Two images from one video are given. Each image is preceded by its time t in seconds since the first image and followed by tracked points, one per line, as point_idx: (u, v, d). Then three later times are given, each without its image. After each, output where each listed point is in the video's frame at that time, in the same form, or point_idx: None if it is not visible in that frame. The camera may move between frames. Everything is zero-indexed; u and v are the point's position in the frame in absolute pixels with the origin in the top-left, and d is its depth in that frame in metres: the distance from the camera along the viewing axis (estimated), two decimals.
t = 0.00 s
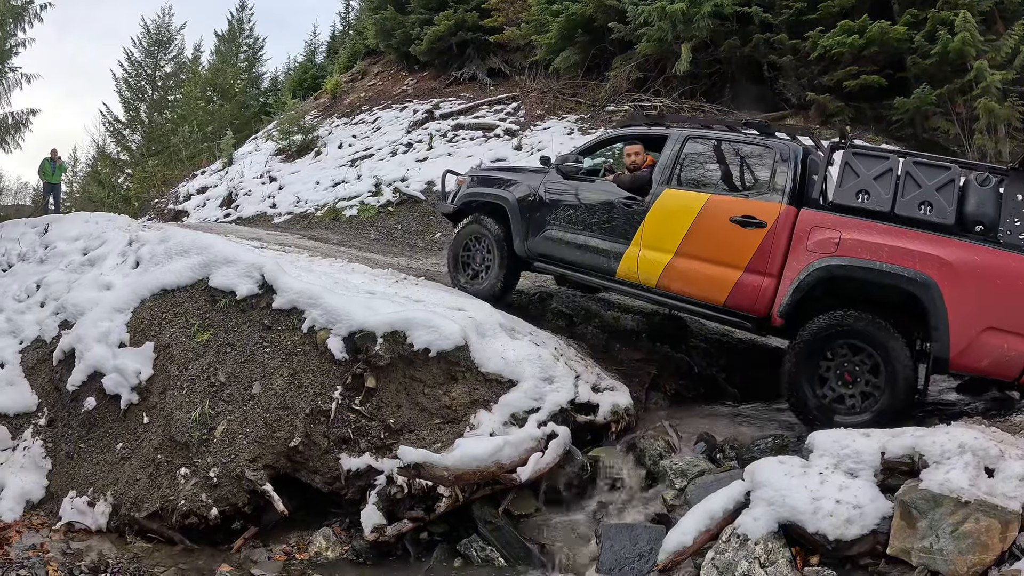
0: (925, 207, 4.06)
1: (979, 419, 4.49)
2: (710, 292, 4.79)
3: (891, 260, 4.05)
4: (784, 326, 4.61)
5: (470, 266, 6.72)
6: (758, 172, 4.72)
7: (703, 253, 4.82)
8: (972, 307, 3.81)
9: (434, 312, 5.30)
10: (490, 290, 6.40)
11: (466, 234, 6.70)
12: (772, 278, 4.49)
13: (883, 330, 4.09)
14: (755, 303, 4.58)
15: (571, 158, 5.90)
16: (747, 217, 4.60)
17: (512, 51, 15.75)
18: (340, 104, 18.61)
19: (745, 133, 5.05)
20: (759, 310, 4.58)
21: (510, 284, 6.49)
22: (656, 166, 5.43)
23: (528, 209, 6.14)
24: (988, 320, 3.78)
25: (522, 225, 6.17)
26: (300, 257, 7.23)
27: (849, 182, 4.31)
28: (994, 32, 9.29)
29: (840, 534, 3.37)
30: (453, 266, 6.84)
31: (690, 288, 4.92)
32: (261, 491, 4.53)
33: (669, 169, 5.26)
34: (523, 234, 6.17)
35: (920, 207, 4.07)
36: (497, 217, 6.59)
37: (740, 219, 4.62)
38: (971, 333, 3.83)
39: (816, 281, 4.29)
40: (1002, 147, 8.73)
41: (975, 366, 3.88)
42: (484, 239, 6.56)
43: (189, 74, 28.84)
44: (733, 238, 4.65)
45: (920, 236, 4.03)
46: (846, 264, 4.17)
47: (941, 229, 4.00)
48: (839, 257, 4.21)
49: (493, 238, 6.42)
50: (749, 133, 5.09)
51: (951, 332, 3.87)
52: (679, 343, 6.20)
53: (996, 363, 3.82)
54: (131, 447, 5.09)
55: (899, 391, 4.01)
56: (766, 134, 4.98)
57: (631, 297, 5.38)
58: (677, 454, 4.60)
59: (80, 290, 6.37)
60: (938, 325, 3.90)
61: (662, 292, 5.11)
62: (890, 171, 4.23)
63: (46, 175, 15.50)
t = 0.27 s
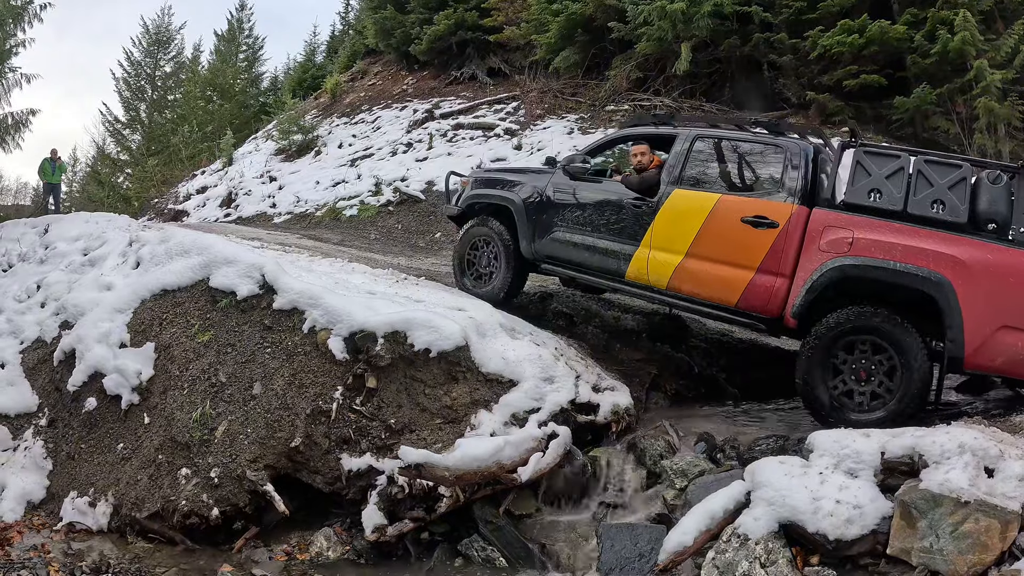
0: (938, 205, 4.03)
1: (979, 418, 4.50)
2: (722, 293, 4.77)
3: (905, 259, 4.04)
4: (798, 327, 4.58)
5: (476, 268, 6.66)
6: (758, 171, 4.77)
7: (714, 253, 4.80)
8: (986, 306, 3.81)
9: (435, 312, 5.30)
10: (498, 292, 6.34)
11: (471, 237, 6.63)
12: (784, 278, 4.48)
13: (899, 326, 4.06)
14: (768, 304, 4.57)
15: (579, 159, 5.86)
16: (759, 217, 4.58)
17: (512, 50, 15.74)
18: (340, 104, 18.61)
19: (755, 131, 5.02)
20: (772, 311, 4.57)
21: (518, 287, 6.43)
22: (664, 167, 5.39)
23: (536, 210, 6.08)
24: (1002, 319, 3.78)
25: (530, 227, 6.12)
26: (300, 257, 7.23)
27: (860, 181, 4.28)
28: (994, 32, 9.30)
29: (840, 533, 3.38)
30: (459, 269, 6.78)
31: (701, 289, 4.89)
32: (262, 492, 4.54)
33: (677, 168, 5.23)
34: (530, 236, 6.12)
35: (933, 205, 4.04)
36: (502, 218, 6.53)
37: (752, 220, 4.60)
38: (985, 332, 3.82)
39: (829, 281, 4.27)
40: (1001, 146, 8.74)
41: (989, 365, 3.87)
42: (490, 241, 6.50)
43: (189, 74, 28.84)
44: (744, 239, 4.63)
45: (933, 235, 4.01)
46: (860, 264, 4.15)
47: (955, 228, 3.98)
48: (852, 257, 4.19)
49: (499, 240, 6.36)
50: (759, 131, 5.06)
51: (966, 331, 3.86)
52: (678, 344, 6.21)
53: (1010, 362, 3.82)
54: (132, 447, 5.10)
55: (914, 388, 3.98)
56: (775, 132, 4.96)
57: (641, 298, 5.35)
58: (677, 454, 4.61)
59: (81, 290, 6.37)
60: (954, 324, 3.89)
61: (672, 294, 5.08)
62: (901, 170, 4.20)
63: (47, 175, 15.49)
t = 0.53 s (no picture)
0: (957, 203, 4.05)
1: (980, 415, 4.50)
2: (739, 292, 4.75)
3: (925, 257, 4.04)
4: (817, 326, 4.57)
5: (485, 272, 6.54)
6: (761, 168, 4.82)
7: (731, 252, 4.77)
8: (1006, 303, 3.83)
9: (437, 311, 5.30)
10: (509, 294, 6.20)
11: (479, 239, 6.55)
12: (803, 277, 4.47)
13: (918, 321, 4.08)
14: (786, 304, 4.56)
15: (591, 158, 5.80)
16: (777, 215, 4.57)
17: (513, 50, 15.72)
18: (340, 103, 18.62)
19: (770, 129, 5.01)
20: (790, 310, 4.56)
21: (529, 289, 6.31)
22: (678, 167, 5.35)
23: (547, 210, 6.00)
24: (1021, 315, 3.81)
25: (541, 226, 6.03)
26: (301, 257, 7.23)
27: (878, 179, 4.28)
28: (995, 31, 9.30)
29: (843, 531, 3.38)
30: (468, 274, 6.66)
31: (718, 289, 4.86)
32: (264, 490, 4.54)
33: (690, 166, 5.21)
34: (542, 236, 6.03)
35: (951, 203, 4.06)
36: (511, 220, 6.45)
37: (770, 218, 4.58)
38: (1005, 330, 3.85)
39: (849, 280, 4.27)
40: (1002, 145, 8.75)
41: (1007, 362, 3.89)
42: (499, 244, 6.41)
43: (189, 73, 28.85)
44: (763, 238, 4.61)
45: (952, 232, 4.02)
46: (880, 262, 4.16)
47: (973, 225, 4.00)
48: (873, 255, 4.19)
49: (508, 241, 6.28)
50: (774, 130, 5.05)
51: (986, 328, 3.87)
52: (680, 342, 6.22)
53: None
54: (134, 446, 5.10)
55: (937, 381, 3.99)
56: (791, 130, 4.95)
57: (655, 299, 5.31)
58: (679, 452, 4.61)
59: (82, 290, 6.37)
60: (975, 321, 3.89)
61: (688, 293, 5.05)
62: (919, 167, 4.21)
63: (47, 174, 15.49)
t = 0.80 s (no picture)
0: (969, 202, 4.04)
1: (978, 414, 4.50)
2: (752, 294, 4.75)
3: (938, 256, 4.04)
4: (829, 327, 4.57)
5: (491, 274, 6.51)
6: (758, 165, 4.90)
7: (742, 253, 4.77)
8: (1020, 303, 3.82)
9: (436, 310, 5.30)
10: (517, 295, 6.19)
11: (484, 240, 6.52)
12: (816, 278, 4.47)
13: (929, 316, 4.08)
14: (799, 306, 4.56)
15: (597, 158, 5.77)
16: (788, 216, 4.57)
17: (512, 49, 15.71)
18: (340, 103, 18.62)
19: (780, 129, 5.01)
20: (803, 312, 4.56)
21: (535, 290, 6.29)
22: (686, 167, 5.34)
23: (554, 210, 5.99)
24: None
25: (548, 227, 6.02)
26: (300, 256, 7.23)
27: (889, 179, 4.27)
28: (994, 30, 9.30)
29: (840, 530, 3.38)
30: (472, 275, 6.62)
31: (728, 291, 4.86)
32: (263, 490, 4.54)
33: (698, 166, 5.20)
34: (548, 236, 6.02)
35: (964, 202, 4.05)
36: (515, 220, 6.44)
37: (781, 219, 4.59)
38: (1018, 331, 3.83)
39: (861, 281, 4.28)
40: (1001, 144, 8.76)
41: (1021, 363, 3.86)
42: (504, 245, 6.39)
43: (189, 73, 28.85)
44: (774, 239, 4.61)
45: (964, 232, 4.02)
46: (893, 262, 4.15)
47: (985, 225, 4.00)
48: (885, 255, 4.19)
49: (513, 242, 6.26)
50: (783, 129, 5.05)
51: (1000, 328, 3.86)
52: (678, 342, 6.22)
53: None
54: (133, 445, 5.11)
55: (952, 375, 3.99)
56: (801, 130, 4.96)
57: (664, 300, 5.31)
58: (677, 451, 4.61)
59: (81, 290, 6.37)
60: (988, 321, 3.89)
61: (699, 296, 5.05)
62: (930, 167, 4.21)
63: (46, 174, 15.49)
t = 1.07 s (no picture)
0: (971, 201, 4.04)
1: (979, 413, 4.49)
2: (753, 295, 4.75)
3: (940, 256, 4.04)
4: (831, 327, 4.57)
5: (491, 274, 6.50)
6: (757, 163, 4.91)
7: (743, 253, 4.78)
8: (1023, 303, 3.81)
9: (435, 309, 5.31)
10: (518, 295, 6.19)
11: (484, 241, 6.52)
12: (817, 278, 4.47)
13: (931, 314, 4.08)
14: (801, 306, 4.56)
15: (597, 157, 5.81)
16: (789, 216, 4.57)
17: (512, 49, 15.71)
18: (339, 103, 18.62)
19: (782, 129, 5.01)
20: (805, 312, 4.56)
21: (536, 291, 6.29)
22: (687, 167, 5.33)
23: (554, 210, 6.00)
24: None
25: (548, 227, 6.02)
26: (300, 256, 7.23)
27: (891, 178, 4.28)
28: (994, 29, 9.31)
29: (840, 529, 3.38)
30: (473, 275, 6.61)
31: (730, 291, 4.87)
32: (262, 489, 4.54)
33: (700, 166, 5.20)
34: (548, 237, 6.02)
35: (965, 201, 4.05)
36: (515, 220, 6.44)
37: (783, 219, 4.59)
38: (1020, 332, 3.83)
39: (863, 281, 4.28)
40: (1001, 143, 8.76)
41: None
42: (505, 245, 6.38)
43: (189, 73, 28.85)
44: (775, 239, 4.62)
45: (967, 231, 4.02)
46: (895, 262, 4.15)
47: (987, 224, 4.00)
48: (887, 254, 4.19)
49: (514, 242, 6.25)
50: (785, 129, 5.05)
51: (1003, 328, 3.86)
52: (677, 342, 6.23)
53: None
54: (133, 445, 5.11)
55: (956, 372, 3.99)
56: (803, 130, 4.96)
57: (666, 300, 5.31)
58: (677, 451, 4.62)
59: (81, 289, 6.38)
60: (991, 320, 3.88)
61: (701, 296, 5.05)
62: (932, 166, 4.20)
63: (46, 174, 15.48)
